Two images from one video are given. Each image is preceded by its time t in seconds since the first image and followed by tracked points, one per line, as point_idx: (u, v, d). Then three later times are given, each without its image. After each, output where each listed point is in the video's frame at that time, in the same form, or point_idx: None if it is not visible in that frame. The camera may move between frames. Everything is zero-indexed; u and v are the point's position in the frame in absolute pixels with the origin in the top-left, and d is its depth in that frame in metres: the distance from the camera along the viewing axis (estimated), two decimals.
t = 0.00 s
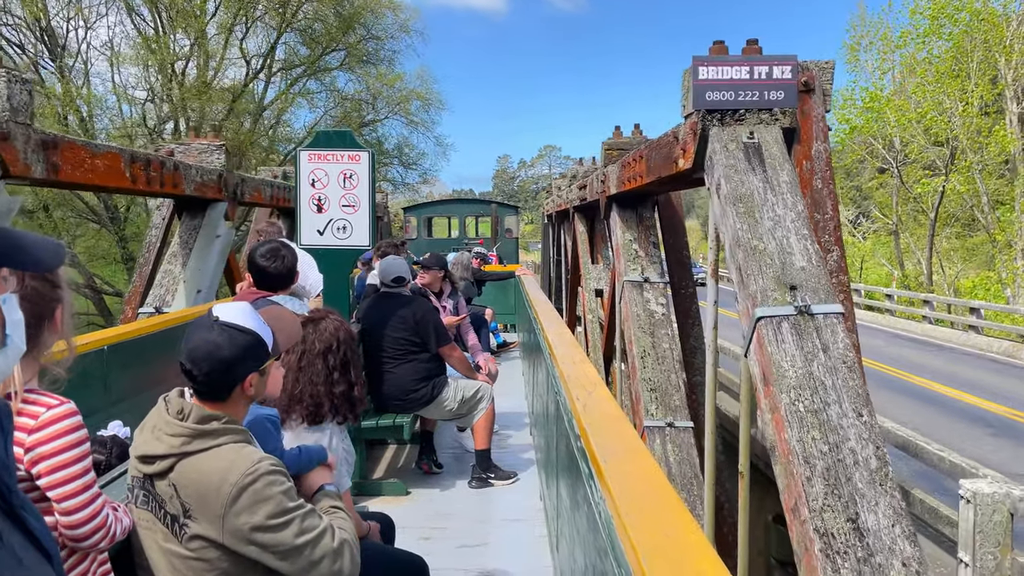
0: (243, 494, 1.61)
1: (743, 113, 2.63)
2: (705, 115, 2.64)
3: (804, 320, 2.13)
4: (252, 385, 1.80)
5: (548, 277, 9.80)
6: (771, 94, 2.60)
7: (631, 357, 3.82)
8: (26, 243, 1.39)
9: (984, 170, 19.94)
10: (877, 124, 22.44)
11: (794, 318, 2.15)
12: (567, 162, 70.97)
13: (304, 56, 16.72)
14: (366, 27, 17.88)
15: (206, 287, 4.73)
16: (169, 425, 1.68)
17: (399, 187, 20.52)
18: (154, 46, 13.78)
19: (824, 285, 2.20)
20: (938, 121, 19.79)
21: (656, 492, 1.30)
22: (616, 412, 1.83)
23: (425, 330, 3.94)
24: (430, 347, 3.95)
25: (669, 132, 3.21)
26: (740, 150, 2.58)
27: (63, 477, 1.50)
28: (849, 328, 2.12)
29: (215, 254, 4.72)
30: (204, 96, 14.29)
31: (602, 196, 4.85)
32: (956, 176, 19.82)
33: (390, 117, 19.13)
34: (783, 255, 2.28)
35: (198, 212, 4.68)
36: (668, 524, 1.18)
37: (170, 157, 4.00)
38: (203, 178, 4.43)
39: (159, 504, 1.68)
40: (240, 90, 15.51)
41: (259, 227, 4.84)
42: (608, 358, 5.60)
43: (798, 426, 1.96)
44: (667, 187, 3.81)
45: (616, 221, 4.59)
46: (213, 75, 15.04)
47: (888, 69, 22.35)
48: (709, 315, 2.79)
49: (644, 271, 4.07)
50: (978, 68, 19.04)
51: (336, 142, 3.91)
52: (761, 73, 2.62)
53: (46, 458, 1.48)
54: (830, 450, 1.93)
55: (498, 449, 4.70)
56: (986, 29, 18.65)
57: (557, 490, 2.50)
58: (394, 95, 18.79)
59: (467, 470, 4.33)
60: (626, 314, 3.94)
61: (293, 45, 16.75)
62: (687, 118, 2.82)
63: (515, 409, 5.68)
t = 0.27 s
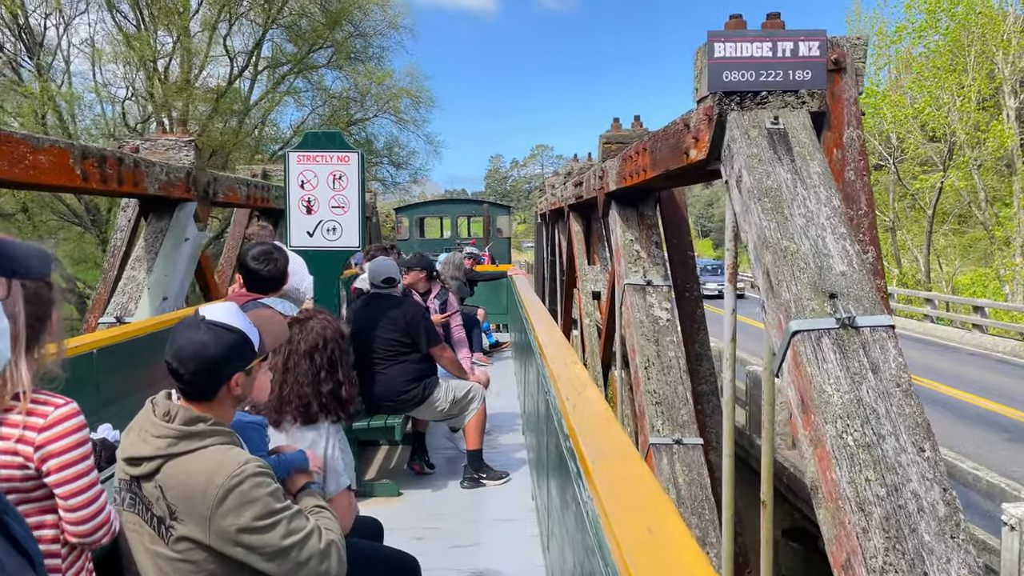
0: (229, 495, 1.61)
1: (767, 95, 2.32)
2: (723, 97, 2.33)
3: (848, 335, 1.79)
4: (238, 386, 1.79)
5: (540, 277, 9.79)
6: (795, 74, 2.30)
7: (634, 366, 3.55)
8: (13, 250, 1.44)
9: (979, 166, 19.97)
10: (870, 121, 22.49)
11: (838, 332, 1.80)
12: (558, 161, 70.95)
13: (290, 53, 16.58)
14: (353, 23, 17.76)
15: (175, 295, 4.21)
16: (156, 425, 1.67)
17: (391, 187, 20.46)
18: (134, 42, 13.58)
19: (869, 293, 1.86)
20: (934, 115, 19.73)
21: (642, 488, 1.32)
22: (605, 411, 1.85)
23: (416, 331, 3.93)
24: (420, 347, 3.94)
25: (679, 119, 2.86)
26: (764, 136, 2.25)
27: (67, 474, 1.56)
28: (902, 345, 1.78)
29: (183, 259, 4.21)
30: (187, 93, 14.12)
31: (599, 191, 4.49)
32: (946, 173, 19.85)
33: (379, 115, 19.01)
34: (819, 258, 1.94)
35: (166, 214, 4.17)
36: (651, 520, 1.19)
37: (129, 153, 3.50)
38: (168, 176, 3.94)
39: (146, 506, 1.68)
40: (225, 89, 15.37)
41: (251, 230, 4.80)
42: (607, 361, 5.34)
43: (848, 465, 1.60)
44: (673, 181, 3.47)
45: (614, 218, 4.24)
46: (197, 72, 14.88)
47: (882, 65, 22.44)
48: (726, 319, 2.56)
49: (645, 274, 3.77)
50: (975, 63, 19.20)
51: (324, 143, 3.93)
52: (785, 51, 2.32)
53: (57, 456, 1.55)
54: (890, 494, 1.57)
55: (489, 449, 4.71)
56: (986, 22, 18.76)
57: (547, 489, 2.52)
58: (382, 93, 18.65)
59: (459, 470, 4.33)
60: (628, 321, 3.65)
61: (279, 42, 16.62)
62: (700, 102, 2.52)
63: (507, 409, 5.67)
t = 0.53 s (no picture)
0: (220, 497, 1.61)
1: (801, 72, 2.21)
2: (752, 73, 2.23)
3: (917, 355, 1.63)
4: (227, 387, 1.78)
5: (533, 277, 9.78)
6: (835, 46, 2.20)
7: (641, 376, 3.39)
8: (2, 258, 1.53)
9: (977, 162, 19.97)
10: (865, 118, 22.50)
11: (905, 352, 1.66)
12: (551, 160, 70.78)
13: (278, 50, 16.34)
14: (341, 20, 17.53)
15: (138, 299, 4.08)
16: (146, 426, 1.67)
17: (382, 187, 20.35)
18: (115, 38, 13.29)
19: (937, 307, 1.72)
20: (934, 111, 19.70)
21: (633, 486, 1.32)
22: (598, 410, 1.85)
23: (408, 331, 3.93)
24: (413, 347, 3.94)
25: (696, 104, 2.70)
26: (807, 114, 2.14)
27: (89, 458, 1.58)
28: (980, 368, 1.62)
29: (147, 261, 4.07)
30: (171, 91, 13.90)
31: (602, 189, 4.31)
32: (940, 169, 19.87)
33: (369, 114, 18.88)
34: (878, 265, 1.81)
35: (128, 212, 4.05)
36: (642, 518, 1.20)
37: (82, 149, 3.35)
38: (130, 174, 3.78)
39: (136, 509, 1.67)
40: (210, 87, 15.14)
41: (244, 231, 4.76)
42: (606, 365, 5.15)
43: (930, 521, 1.44)
44: (686, 175, 3.32)
45: (617, 217, 4.07)
46: (182, 68, 14.60)
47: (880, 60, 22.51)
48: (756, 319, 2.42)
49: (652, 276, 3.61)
50: (975, 58, 19.28)
51: (314, 147, 4.41)
52: (821, 21, 2.21)
53: (77, 439, 1.57)
54: (983, 561, 1.38)
55: (482, 449, 4.71)
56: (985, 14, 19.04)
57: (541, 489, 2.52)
58: (372, 90, 18.48)
59: (452, 470, 4.34)
60: (635, 328, 3.49)
61: (266, 38, 16.37)
62: (724, 81, 2.39)
63: (500, 409, 5.66)
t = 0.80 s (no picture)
0: (219, 493, 1.61)
1: (856, 39, 1.80)
2: (799, 41, 1.82)
3: None
4: (224, 385, 1.77)
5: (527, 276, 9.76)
6: (898, 9, 1.78)
7: (650, 390, 2.92)
8: None
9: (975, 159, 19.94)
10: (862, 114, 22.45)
11: None
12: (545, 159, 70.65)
13: (268, 46, 16.02)
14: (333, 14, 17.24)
15: (101, 306, 3.73)
16: (144, 425, 1.65)
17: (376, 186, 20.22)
18: (100, 33, 12.98)
19: None
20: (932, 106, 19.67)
21: (631, 485, 1.32)
22: (595, 409, 1.84)
23: (403, 330, 3.92)
24: (408, 347, 3.93)
25: (724, 82, 2.30)
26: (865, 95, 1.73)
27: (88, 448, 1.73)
28: None
29: (110, 263, 3.72)
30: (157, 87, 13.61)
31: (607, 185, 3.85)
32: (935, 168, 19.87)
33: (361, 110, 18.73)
34: (976, 272, 1.39)
35: (91, 212, 3.72)
36: (640, 516, 1.20)
37: (32, 140, 3.07)
38: (90, 169, 3.47)
39: (134, 508, 1.65)
40: (197, 84, 14.79)
41: (237, 230, 4.70)
42: (609, 374, 4.79)
43: None
44: (705, 168, 2.88)
45: (623, 216, 3.62)
46: (169, 64, 14.26)
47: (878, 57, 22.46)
48: (799, 306, 2.05)
49: (663, 279, 3.15)
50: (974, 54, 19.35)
51: (308, 145, 4.63)
52: None
53: (78, 427, 1.73)
54: None
55: (478, 449, 4.70)
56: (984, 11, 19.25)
57: (536, 486, 2.52)
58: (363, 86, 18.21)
59: (448, 470, 4.33)
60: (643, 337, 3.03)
61: (256, 32, 16.02)
62: (760, 53, 1.97)
63: (496, 409, 5.65)
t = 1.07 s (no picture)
0: (216, 496, 1.61)
1: None
2: None
3: None
4: (221, 385, 1.77)
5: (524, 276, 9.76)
6: None
7: (665, 412, 2.39)
8: None
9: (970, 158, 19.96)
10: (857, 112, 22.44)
11: None
12: (541, 158, 70.61)
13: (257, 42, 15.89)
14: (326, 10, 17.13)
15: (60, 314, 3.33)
16: (142, 424, 1.63)
17: (371, 185, 20.19)
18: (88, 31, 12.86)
19: None
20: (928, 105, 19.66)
21: (628, 483, 1.33)
22: (592, 408, 1.84)
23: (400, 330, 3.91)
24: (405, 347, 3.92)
25: (764, 55, 1.86)
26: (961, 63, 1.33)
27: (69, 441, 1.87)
28: None
29: (72, 266, 3.33)
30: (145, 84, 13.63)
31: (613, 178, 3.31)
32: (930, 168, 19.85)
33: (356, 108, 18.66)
34: None
35: (47, 210, 3.34)
36: (637, 515, 1.20)
37: None
38: (44, 161, 3.08)
39: (129, 509, 1.64)
40: (187, 81, 14.86)
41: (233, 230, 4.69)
42: (615, 386, 4.37)
43: None
44: (733, 156, 2.38)
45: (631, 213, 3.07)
46: (157, 60, 14.39)
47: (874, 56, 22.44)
48: (867, 334, 1.64)
49: (679, 285, 2.61)
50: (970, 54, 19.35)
51: (306, 145, 4.67)
52: None
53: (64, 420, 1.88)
54: None
55: (475, 448, 4.71)
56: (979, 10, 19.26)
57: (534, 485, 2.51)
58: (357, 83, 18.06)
59: (445, 469, 4.33)
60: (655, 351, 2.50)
61: (247, 29, 15.94)
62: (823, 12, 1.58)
63: (492, 409, 5.65)
